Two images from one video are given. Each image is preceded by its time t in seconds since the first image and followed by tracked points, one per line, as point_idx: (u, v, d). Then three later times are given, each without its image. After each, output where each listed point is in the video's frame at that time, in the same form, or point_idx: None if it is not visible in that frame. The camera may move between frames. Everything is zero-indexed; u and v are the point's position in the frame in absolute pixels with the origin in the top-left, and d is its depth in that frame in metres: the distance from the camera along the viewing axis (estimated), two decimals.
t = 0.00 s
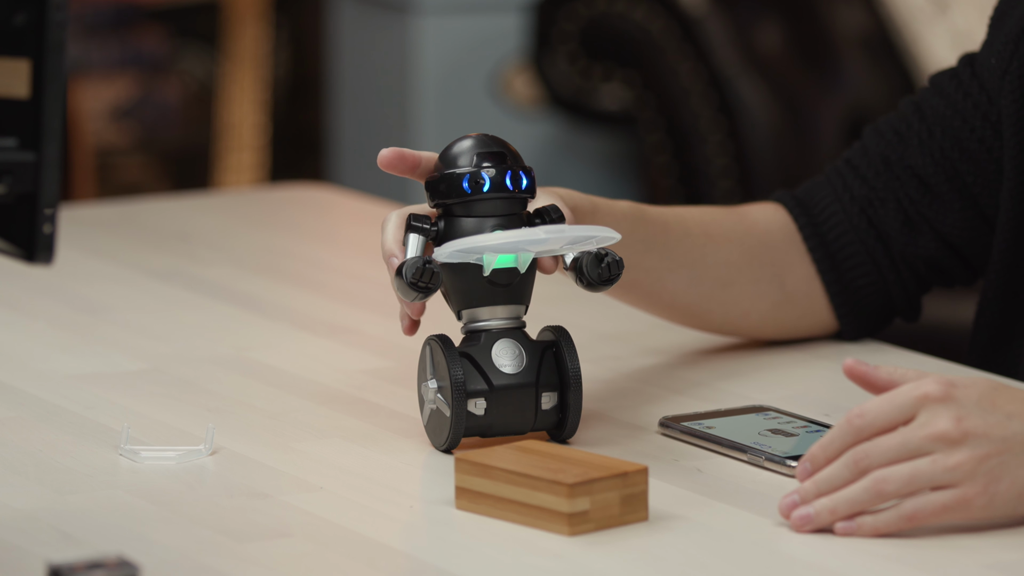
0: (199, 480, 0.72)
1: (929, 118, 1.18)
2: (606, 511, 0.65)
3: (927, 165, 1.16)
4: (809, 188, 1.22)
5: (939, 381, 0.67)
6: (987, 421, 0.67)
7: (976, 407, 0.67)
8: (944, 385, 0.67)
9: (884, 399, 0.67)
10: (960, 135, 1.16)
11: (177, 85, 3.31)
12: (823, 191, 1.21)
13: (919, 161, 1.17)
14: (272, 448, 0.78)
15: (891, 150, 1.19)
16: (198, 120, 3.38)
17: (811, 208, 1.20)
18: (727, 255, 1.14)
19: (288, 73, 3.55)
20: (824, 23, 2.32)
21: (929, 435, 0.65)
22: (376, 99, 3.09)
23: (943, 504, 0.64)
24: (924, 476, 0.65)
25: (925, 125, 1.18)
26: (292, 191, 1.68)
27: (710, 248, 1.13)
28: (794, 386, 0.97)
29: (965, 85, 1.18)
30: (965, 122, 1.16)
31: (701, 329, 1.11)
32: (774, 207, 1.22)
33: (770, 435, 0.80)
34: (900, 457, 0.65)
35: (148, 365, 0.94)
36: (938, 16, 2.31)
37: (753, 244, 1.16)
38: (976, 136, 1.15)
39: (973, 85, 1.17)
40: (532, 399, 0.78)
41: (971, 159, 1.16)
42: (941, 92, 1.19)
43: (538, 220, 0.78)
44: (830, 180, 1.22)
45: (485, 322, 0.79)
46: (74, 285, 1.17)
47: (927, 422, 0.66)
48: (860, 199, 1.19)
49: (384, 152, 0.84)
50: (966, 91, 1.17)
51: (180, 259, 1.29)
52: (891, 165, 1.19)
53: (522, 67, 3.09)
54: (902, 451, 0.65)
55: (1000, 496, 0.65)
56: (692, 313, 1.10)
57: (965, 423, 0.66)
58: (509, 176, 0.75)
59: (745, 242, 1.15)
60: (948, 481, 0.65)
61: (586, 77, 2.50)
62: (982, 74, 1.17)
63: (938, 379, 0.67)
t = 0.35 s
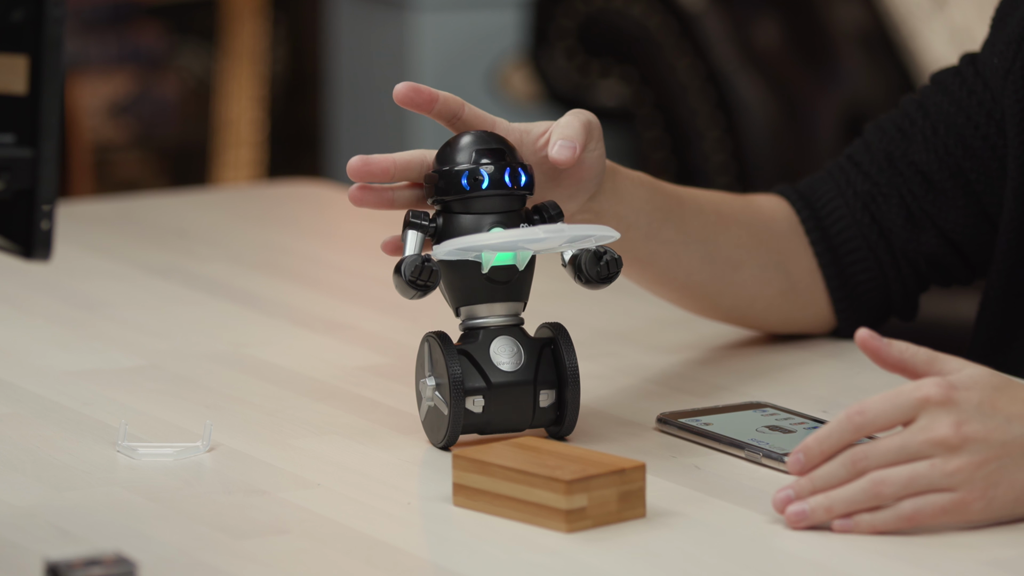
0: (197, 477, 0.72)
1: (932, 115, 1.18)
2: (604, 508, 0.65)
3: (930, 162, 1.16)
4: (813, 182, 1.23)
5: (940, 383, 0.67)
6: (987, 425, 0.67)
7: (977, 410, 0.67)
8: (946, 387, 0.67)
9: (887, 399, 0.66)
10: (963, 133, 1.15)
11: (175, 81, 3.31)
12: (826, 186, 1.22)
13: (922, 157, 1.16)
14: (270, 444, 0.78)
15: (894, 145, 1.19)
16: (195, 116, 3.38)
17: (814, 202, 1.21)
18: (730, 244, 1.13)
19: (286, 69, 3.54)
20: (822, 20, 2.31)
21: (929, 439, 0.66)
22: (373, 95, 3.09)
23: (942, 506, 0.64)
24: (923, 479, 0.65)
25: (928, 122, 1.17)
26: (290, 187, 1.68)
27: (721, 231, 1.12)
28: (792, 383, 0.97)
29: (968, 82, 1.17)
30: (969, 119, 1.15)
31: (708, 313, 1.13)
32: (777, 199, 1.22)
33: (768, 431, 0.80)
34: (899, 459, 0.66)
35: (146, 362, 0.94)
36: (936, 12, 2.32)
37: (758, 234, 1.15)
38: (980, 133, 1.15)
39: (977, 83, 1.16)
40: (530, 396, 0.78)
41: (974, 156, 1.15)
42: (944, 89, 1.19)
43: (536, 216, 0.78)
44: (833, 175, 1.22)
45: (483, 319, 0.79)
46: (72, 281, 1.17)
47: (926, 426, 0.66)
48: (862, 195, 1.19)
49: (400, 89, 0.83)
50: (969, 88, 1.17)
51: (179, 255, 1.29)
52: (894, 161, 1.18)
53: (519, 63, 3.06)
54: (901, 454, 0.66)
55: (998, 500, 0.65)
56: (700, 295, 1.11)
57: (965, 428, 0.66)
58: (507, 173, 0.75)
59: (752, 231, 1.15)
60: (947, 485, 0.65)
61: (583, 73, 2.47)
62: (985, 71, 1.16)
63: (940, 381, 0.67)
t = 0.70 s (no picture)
0: (188, 480, 0.72)
1: (924, 122, 1.19)
2: (595, 511, 0.66)
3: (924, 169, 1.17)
4: (801, 190, 1.23)
5: (933, 388, 0.68)
6: (978, 429, 0.67)
7: (970, 417, 0.68)
8: (940, 392, 0.68)
9: (880, 399, 0.67)
10: (957, 139, 1.17)
11: (166, 84, 3.31)
12: (816, 194, 1.21)
13: (916, 164, 1.18)
14: (261, 448, 0.78)
15: (887, 153, 1.20)
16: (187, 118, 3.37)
17: (804, 211, 1.21)
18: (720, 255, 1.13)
19: (277, 72, 3.54)
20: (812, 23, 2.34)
21: (920, 445, 0.66)
22: (365, 97, 3.09)
23: (934, 512, 0.65)
24: (913, 485, 0.65)
25: (920, 129, 1.19)
26: (279, 190, 1.68)
27: (718, 238, 1.13)
28: (783, 387, 0.97)
29: (959, 89, 1.18)
30: (962, 126, 1.17)
31: (702, 322, 1.12)
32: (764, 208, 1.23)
33: (758, 434, 0.81)
34: (890, 466, 0.66)
35: (136, 365, 0.94)
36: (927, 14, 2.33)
37: (752, 242, 1.16)
38: (974, 140, 1.16)
39: (968, 90, 1.18)
40: (525, 412, 0.78)
41: (967, 163, 1.16)
42: (934, 96, 1.20)
43: (548, 223, 0.78)
44: (822, 184, 1.22)
45: (486, 332, 0.77)
46: (63, 284, 1.16)
47: (918, 432, 0.66)
48: (855, 202, 1.19)
49: (411, 97, 0.85)
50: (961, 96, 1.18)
51: (170, 258, 1.29)
52: (887, 168, 1.19)
53: (510, 67, 3.06)
54: (892, 460, 0.66)
55: (988, 505, 0.66)
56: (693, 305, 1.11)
57: (956, 434, 0.67)
58: (522, 196, 0.74)
59: (747, 238, 1.15)
60: (938, 491, 0.65)
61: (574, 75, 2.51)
62: (976, 78, 1.17)
63: (932, 387, 0.68)
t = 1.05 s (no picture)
0: (186, 480, 0.72)
1: (926, 118, 1.19)
2: (593, 512, 0.66)
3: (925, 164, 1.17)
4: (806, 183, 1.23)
5: (940, 388, 0.66)
6: (984, 434, 0.66)
7: (976, 419, 0.66)
8: (947, 393, 0.66)
9: (890, 394, 0.66)
10: (958, 134, 1.17)
11: (164, 83, 3.31)
12: (821, 187, 1.22)
13: (916, 158, 1.18)
14: (260, 448, 0.78)
15: (889, 147, 1.20)
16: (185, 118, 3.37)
17: (808, 203, 1.21)
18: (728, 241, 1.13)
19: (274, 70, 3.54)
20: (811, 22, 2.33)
21: (925, 448, 0.65)
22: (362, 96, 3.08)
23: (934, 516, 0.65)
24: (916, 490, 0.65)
25: (923, 123, 1.19)
26: (277, 189, 1.68)
27: (721, 219, 1.14)
28: (782, 387, 0.97)
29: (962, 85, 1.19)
30: (963, 121, 1.17)
31: (704, 305, 1.13)
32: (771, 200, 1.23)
33: (757, 434, 0.81)
34: (893, 468, 0.66)
35: (134, 364, 0.94)
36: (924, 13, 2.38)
37: (758, 226, 1.16)
38: (974, 135, 1.16)
39: (971, 86, 1.18)
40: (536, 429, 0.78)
41: (968, 158, 1.16)
42: (938, 91, 1.20)
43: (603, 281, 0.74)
44: (829, 177, 1.23)
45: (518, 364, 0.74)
46: (60, 284, 1.16)
47: (923, 434, 0.66)
48: (857, 196, 1.19)
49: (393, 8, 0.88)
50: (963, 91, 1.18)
51: (167, 258, 1.29)
52: (888, 163, 1.19)
53: (508, 65, 3.08)
54: (894, 462, 0.66)
55: (989, 507, 0.66)
56: (697, 288, 1.12)
57: (962, 437, 0.66)
58: (582, 283, 0.69)
59: (753, 223, 1.16)
60: (939, 494, 0.65)
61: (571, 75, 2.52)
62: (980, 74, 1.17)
63: (942, 386, 0.66)
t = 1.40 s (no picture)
0: (183, 480, 0.72)
1: (930, 117, 1.20)
2: (592, 513, 0.66)
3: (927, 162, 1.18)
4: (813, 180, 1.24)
5: (938, 390, 0.66)
6: (982, 433, 0.66)
7: (974, 420, 0.66)
8: (944, 394, 0.66)
9: (886, 394, 0.66)
10: (959, 132, 1.17)
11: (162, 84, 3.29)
12: (828, 183, 1.23)
13: (918, 157, 1.19)
14: (258, 449, 0.78)
15: (893, 147, 1.21)
16: (183, 119, 3.37)
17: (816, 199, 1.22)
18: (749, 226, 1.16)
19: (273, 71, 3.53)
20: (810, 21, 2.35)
21: (923, 449, 0.65)
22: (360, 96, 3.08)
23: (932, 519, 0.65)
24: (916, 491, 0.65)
25: (926, 122, 1.20)
26: (276, 189, 1.68)
27: (750, 200, 1.16)
28: (781, 387, 0.97)
29: (964, 82, 1.19)
30: (966, 119, 1.17)
31: (729, 283, 1.16)
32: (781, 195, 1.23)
33: (756, 435, 0.81)
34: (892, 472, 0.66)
35: (132, 365, 0.94)
36: (924, 13, 2.44)
37: (782, 208, 1.18)
38: (976, 132, 1.17)
39: (974, 83, 1.18)
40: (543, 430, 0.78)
41: (971, 156, 1.17)
42: (942, 89, 1.21)
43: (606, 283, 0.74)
44: (835, 173, 1.24)
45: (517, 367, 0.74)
46: (58, 285, 1.16)
47: (921, 435, 0.66)
48: (862, 194, 1.20)
49: None
50: (966, 89, 1.19)
51: (165, 258, 1.28)
52: (891, 161, 1.20)
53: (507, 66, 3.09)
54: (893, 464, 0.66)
55: (988, 509, 0.66)
56: (724, 262, 1.15)
57: (960, 438, 0.66)
58: (585, 285, 0.69)
59: (778, 203, 1.18)
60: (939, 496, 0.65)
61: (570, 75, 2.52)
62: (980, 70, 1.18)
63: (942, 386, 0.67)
